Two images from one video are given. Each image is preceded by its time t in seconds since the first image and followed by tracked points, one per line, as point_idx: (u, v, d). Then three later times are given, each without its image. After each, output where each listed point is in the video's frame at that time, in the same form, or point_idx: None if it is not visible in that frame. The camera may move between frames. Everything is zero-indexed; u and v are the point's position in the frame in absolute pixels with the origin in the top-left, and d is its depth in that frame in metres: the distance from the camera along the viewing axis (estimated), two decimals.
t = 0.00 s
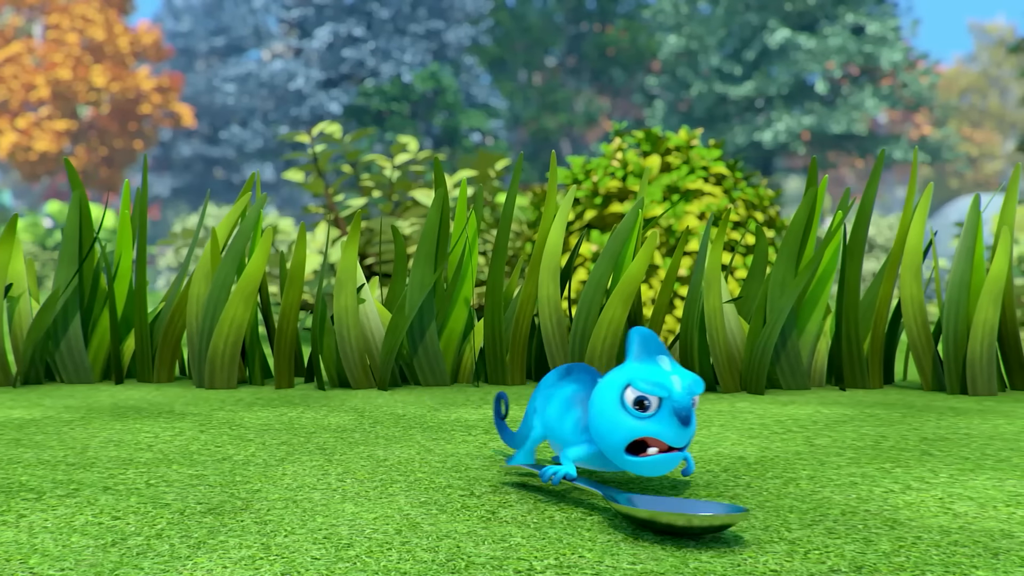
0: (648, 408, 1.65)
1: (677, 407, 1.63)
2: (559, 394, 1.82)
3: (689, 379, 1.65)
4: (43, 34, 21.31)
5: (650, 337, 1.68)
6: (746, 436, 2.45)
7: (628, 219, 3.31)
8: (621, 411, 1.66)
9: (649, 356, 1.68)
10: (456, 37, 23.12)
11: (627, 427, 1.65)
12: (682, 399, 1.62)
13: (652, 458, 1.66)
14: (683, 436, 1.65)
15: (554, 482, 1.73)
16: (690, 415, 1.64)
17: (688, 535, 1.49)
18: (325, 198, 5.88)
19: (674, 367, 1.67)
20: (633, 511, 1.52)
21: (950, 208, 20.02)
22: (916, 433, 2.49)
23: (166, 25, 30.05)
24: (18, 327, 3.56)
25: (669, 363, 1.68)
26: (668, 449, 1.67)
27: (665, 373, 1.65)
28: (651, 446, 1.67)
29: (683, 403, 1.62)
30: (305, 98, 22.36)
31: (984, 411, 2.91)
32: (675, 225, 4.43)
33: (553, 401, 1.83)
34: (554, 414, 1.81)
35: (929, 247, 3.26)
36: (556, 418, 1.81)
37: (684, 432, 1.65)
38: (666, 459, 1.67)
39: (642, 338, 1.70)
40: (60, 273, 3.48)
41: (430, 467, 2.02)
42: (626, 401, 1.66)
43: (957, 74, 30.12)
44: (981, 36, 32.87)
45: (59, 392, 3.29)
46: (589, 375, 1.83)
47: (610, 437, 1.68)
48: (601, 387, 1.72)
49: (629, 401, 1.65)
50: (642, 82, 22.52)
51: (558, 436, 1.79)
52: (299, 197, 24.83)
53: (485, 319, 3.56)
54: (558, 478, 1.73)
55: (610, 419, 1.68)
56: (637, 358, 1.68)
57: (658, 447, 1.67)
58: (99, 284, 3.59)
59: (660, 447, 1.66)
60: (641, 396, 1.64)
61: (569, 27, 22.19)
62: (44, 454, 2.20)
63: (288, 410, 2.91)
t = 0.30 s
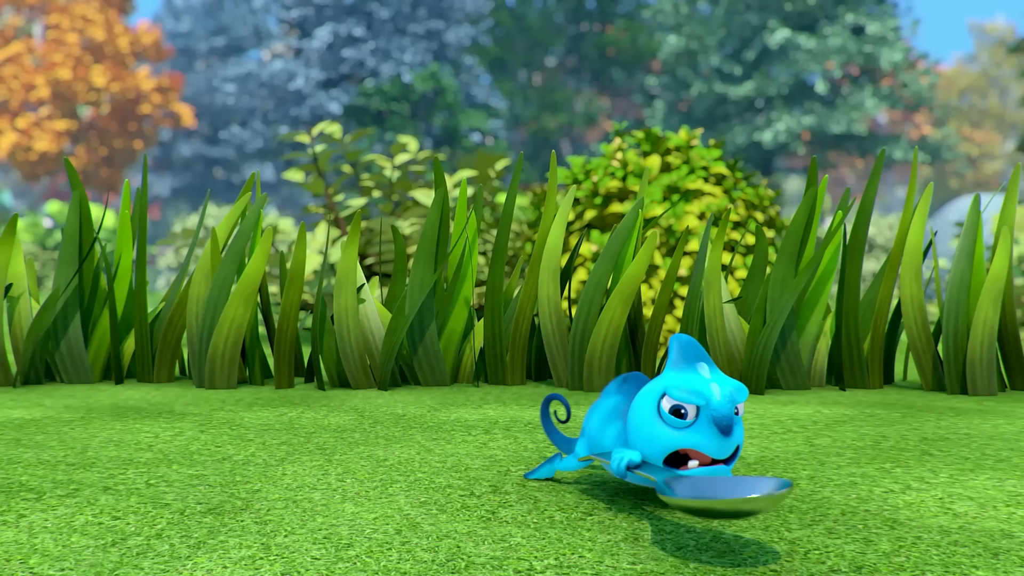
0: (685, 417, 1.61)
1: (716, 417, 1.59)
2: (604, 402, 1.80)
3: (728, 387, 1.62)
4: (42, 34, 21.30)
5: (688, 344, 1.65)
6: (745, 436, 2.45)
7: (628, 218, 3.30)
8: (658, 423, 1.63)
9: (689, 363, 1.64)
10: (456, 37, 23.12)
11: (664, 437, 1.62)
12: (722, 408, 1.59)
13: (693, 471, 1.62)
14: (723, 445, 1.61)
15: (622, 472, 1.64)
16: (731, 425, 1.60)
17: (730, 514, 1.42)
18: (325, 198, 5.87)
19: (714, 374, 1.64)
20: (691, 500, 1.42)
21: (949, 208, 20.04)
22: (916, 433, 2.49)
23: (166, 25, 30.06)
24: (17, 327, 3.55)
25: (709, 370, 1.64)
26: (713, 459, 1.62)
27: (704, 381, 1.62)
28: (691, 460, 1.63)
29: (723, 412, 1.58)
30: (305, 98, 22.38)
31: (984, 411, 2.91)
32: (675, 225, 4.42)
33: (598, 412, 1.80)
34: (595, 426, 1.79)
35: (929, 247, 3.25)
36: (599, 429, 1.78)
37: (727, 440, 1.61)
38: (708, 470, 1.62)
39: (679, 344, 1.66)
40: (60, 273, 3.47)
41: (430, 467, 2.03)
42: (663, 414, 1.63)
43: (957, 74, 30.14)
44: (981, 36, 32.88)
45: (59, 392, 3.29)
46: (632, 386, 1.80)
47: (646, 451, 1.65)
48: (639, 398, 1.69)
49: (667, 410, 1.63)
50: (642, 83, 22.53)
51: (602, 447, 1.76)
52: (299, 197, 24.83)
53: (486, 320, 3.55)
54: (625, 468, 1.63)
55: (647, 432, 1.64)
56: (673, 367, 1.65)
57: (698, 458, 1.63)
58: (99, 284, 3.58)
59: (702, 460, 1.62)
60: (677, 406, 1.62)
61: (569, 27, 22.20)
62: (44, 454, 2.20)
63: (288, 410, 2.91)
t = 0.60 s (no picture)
0: (734, 406, 1.56)
1: (762, 404, 1.53)
2: (654, 408, 1.78)
3: (775, 373, 1.56)
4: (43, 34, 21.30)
5: (730, 334, 1.60)
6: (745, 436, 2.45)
7: (628, 218, 3.29)
8: (705, 415, 1.59)
9: (733, 351, 1.60)
10: (456, 37, 23.13)
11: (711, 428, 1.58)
12: (769, 394, 1.53)
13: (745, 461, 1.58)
14: (775, 435, 1.55)
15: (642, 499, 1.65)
16: (780, 410, 1.53)
17: (761, 563, 1.34)
18: (325, 198, 5.86)
19: (759, 361, 1.58)
20: (705, 543, 1.36)
21: (949, 208, 20.06)
22: (916, 433, 2.49)
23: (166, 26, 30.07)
24: (18, 327, 3.55)
25: (753, 358, 1.59)
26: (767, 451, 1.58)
27: (748, 368, 1.57)
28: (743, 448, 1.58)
29: (770, 399, 1.52)
30: (305, 98, 22.40)
31: (984, 411, 2.91)
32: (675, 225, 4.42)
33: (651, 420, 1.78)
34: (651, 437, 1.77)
35: (929, 247, 3.25)
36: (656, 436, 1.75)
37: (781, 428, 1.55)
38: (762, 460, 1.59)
39: (723, 337, 1.62)
40: (60, 274, 3.47)
41: (429, 467, 2.03)
42: (708, 403, 1.58)
43: (957, 75, 30.17)
44: (981, 36, 32.91)
45: (60, 392, 3.29)
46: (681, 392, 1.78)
47: (697, 443, 1.60)
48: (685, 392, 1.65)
49: (713, 402, 1.58)
50: (642, 83, 22.54)
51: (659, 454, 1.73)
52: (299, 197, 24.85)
53: (485, 320, 3.54)
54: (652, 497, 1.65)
55: (694, 424, 1.61)
56: (716, 358, 1.60)
57: (750, 450, 1.59)
58: (99, 284, 3.58)
59: (753, 450, 1.58)
60: (725, 395, 1.56)
61: (570, 27, 22.21)
62: (44, 454, 2.20)
63: (288, 411, 2.91)
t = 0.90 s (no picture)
0: (647, 297, 1.78)
1: (669, 275, 1.76)
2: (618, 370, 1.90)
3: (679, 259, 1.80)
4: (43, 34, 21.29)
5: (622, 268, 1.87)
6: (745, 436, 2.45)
7: (628, 218, 3.29)
8: (638, 321, 1.79)
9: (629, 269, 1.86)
10: (456, 37, 23.12)
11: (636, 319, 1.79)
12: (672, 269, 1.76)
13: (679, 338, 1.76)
14: (691, 294, 1.77)
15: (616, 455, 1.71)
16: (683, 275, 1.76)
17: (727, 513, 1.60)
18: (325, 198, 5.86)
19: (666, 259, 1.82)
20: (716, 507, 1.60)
21: (949, 208, 20.05)
22: (916, 433, 2.49)
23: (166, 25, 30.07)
24: (17, 327, 3.55)
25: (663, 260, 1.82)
26: (695, 324, 1.77)
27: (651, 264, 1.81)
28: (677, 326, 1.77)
29: (671, 271, 1.75)
30: (305, 98, 22.40)
31: (984, 411, 2.91)
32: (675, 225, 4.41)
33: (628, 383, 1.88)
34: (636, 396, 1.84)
35: (929, 247, 3.25)
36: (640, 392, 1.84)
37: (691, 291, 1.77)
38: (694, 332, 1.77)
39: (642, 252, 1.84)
40: (60, 274, 3.47)
41: (430, 468, 2.02)
42: (629, 304, 1.81)
43: (957, 75, 30.16)
44: (981, 35, 32.92)
45: (59, 392, 3.28)
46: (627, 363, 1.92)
47: (638, 343, 1.79)
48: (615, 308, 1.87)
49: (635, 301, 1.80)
50: (642, 83, 22.54)
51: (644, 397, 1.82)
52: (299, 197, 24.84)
53: (485, 320, 3.54)
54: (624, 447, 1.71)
55: (632, 331, 1.80)
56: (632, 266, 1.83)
57: (684, 326, 1.77)
58: (99, 284, 3.58)
59: (683, 326, 1.77)
60: (636, 290, 1.79)
61: (570, 27, 22.20)
62: (44, 454, 2.20)
63: (288, 411, 2.91)
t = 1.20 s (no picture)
0: (640, 306, 1.79)
1: (662, 284, 1.76)
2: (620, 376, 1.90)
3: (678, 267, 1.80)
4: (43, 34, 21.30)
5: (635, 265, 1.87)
6: (745, 435, 2.45)
7: (627, 218, 3.28)
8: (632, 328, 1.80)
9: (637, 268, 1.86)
10: (456, 37, 23.13)
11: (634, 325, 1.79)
12: (667, 278, 1.76)
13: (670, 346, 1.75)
14: (686, 304, 1.76)
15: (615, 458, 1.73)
16: (677, 284, 1.76)
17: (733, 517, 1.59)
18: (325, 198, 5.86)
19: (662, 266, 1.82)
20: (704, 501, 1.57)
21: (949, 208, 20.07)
22: (916, 433, 2.49)
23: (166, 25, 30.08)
24: (18, 326, 3.55)
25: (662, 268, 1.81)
26: (690, 331, 1.77)
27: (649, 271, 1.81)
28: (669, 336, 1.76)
29: (666, 280, 1.75)
30: (305, 98, 22.41)
31: (984, 411, 2.91)
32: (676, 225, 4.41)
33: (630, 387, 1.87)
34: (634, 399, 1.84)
35: (930, 246, 3.24)
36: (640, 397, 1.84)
37: (686, 300, 1.77)
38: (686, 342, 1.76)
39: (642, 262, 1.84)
40: (60, 274, 3.47)
41: (430, 468, 2.02)
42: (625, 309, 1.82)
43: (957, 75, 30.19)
44: (981, 36, 32.93)
45: (60, 392, 3.28)
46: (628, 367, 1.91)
47: (632, 351, 1.79)
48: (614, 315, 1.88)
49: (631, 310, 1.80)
50: (642, 83, 22.55)
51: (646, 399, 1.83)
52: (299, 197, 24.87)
53: (485, 320, 3.54)
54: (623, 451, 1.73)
55: (625, 336, 1.80)
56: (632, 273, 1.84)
57: (672, 334, 1.76)
58: (98, 284, 3.58)
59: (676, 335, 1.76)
60: (633, 296, 1.79)
61: (570, 27, 22.22)
62: (44, 453, 2.20)
63: (289, 410, 2.91)
